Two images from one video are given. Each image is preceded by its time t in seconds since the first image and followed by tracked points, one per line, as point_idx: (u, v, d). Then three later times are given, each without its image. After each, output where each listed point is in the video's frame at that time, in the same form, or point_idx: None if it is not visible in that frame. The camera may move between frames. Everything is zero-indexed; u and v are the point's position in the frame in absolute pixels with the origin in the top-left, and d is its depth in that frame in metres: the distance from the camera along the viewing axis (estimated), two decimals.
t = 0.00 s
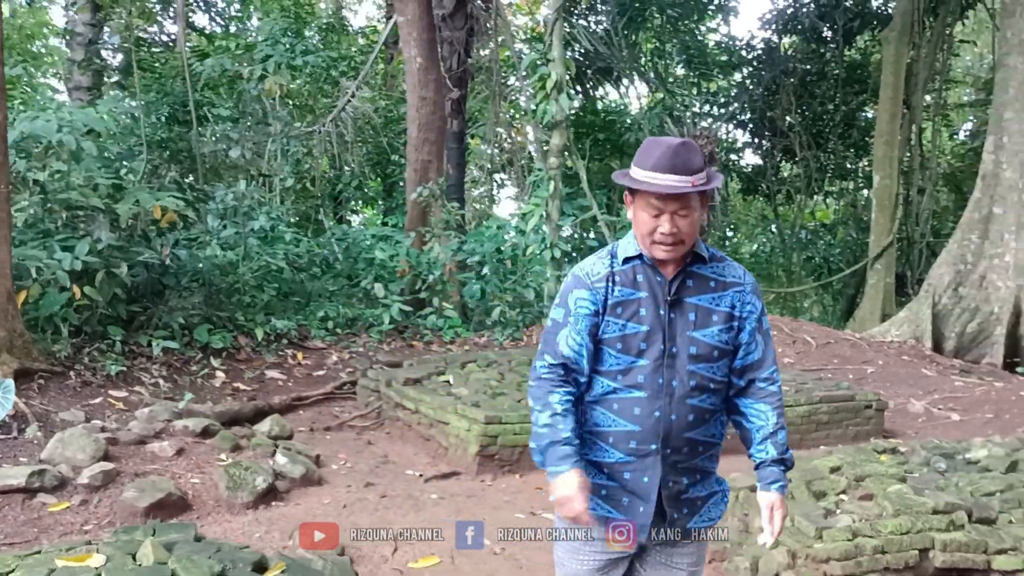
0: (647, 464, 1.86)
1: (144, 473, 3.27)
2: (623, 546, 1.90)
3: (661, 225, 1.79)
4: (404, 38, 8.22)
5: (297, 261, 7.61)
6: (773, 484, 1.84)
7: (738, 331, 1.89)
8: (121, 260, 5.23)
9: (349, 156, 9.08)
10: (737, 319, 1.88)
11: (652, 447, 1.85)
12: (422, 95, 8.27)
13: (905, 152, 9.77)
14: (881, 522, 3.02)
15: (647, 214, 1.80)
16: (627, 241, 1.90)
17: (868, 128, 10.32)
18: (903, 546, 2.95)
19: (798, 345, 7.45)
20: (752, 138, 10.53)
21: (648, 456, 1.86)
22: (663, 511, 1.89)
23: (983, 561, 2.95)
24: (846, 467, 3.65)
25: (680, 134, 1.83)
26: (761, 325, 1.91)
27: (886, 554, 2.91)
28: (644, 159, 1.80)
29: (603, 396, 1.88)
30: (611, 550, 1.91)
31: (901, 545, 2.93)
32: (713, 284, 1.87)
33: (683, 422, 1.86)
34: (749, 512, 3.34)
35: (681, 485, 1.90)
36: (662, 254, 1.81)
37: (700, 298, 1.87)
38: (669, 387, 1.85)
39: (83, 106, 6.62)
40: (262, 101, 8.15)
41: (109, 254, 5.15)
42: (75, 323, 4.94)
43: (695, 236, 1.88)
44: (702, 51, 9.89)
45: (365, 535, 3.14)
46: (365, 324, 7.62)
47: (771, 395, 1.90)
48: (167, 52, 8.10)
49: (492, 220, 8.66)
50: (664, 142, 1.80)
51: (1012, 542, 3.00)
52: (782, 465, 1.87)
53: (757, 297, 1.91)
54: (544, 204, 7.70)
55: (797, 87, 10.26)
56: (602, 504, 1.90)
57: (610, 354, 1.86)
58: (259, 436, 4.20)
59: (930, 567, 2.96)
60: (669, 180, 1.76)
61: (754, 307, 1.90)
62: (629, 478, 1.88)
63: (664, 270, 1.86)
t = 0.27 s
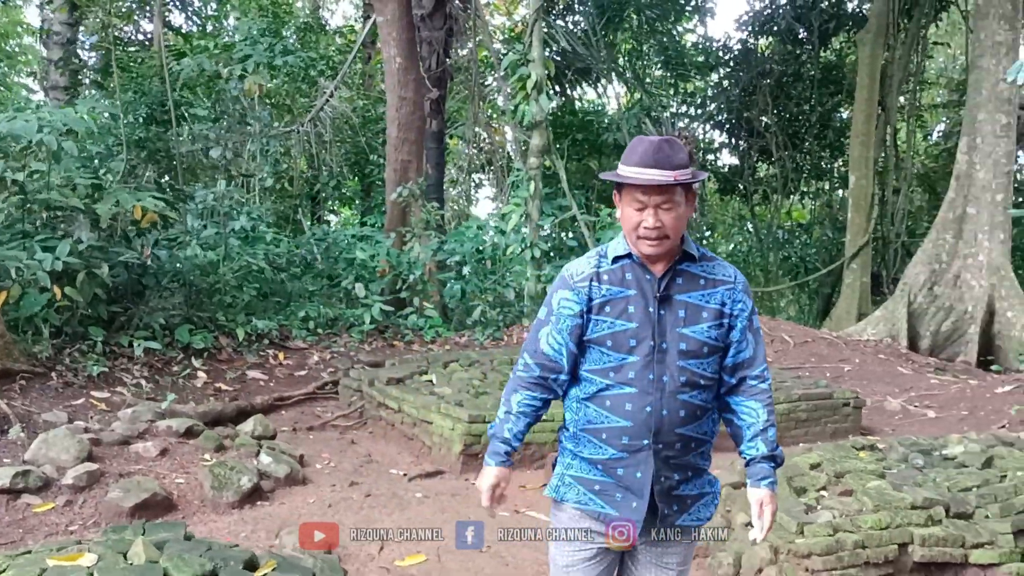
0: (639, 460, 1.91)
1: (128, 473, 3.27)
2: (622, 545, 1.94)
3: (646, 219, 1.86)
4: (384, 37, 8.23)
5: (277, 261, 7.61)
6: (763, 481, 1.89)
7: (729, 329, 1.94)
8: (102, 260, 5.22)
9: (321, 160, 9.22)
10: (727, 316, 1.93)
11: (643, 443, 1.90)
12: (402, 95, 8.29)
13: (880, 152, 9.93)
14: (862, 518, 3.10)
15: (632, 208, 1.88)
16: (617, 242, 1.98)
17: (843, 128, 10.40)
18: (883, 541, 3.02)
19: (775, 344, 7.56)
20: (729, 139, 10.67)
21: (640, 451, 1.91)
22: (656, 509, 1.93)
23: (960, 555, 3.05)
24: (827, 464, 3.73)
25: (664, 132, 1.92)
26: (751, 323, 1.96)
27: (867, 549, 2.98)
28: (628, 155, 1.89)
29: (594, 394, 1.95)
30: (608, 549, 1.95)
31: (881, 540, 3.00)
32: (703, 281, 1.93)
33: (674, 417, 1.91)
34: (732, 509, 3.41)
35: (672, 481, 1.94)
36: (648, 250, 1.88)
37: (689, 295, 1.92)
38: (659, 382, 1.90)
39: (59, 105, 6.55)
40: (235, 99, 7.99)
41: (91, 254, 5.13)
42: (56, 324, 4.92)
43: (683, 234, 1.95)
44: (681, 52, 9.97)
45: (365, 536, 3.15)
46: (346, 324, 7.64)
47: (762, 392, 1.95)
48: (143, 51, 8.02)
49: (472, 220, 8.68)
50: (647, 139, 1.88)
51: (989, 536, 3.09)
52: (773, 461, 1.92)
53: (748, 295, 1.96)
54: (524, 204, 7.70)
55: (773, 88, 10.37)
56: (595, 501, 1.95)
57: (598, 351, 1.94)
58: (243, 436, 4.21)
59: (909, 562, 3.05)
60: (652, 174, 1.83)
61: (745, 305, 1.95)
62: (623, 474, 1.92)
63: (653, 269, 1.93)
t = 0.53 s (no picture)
0: (630, 455, 1.95)
1: (122, 472, 3.29)
2: (621, 546, 2.00)
3: (627, 215, 1.93)
4: (368, 37, 8.24)
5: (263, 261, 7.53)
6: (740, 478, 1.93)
7: (715, 325, 1.98)
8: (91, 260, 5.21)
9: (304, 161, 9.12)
10: (712, 313, 1.97)
11: (633, 437, 1.95)
12: (387, 95, 8.31)
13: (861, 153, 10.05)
14: (847, 511, 3.17)
15: (614, 207, 1.95)
16: (604, 242, 2.04)
17: (823, 128, 10.60)
18: (868, 533, 3.10)
19: (759, 342, 7.64)
20: (710, 140, 10.76)
21: (630, 445, 1.95)
22: (647, 504, 1.97)
23: (942, 546, 3.15)
24: (812, 459, 3.81)
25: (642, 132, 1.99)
26: (737, 320, 1.99)
27: (852, 541, 3.05)
28: (608, 155, 1.96)
29: (585, 390, 2.01)
30: (607, 548, 2.01)
31: (866, 533, 3.08)
32: (688, 278, 1.98)
33: (662, 412, 1.95)
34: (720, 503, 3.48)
35: (661, 475, 1.98)
36: (631, 247, 1.94)
37: (674, 292, 1.97)
38: (646, 377, 1.95)
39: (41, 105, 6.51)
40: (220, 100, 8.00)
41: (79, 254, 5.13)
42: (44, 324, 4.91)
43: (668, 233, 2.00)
44: (664, 55, 9.92)
45: (366, 536, 3.15)
46: (333, 323, 7.66)
47: (746, 388, 1.98)
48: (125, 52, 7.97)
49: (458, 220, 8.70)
50: (625, 139, 1.96)
51: (969, 528, 3.21)
52: (752, 459, 1.96)
53: (734, 292, 1.99)
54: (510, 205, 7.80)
55: (754, 89, 10.46)
56: (588, 496, 2.00)
57: (587, 348, 2.01)
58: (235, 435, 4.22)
59: (892, 553, 3.13)
60: (630, 171, 1.90)
61: (731, 301, 1.99)
62: (614, 468, 1.97)
63: (639, 267, 1.99)
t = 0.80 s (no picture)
0: (620, 458, 1.97)
1: (116, 470, 3.30)
2: (623, 547, 1.99)
3: (601, 218, 1.96)
4: (354, 38, 8.29)
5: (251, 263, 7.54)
6: (724, 475, 1.96)
7: (692, 324, 2.02)
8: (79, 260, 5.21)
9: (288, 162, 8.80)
10: (689, 312, 2.01)
11: (622, 441, 1.96)
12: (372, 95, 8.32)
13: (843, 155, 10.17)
14: (833, 505, 3.24)
15: (587, 210, 1.98)
16: (578, 249, 2.06)
17: (803, 130, 10.78)
18: (854, 527, 3.16)
19: (742, 341, 7.73)
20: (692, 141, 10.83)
21: (620, 449, 1.96)
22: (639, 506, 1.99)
23: (926, 540, 3.22)
24: (798, 455, 3.87)
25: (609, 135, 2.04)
26: (714, 318, 2.03)
27: (838, 535, 3.11)
28: (578, 159, 2.00)
29: (569, 398, 2.01)
30: (611, 551, 2.00)
31: (851, 527, 3.14)
32: (665, 279, 2.01)
33: (649, 414, 1.97)
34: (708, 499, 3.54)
35: (648, 477, 2.00)
36: (607, 249, 1.97)
37: (651, 294, 2.00)
38: (631, 380, 1.97)
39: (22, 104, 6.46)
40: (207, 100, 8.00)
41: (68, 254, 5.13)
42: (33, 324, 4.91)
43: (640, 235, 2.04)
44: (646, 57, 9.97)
45: (362, 535, 3.18)
46: (320, 323, 7.65)
47: (727, 384, 2.02)
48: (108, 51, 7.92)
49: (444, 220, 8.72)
50: (594, 143, 2.01)
51: (952, 522, 3.28)
52: (736, 454, 1.98)
53: (709, 290, 2.04)
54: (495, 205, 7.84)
55: (736, 90, 10.63)
56: (579, 504, 1.99)
57: (569, 355, 2.01)
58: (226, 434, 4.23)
59: (877, 546, 3.20)
60: (602, 173, 1.95)
61: (707, 299, 2.02)
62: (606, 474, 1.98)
63: (614, 271, 2.02)
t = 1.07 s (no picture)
0: (593, 466, 1.84)
1: (108, 471, 3.30)
2: (624, 546, 1.88)
3: (561, 216, 1.86)
4: (338, 38, 8.25)
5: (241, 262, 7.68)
6: (705, 476, 1.81)
7: (662, 325, 1.90)
8: (66, 261, 5.20)
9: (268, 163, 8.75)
10: (658, 312, 1.90)
11: (593, 448, 1.83)
12: (356, 95, 8.34)
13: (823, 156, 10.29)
14: (820, 503, 3.30)
15: (546, 209, 1.88)
16: (539, 255, 1.96)
17: (783, 131, 10.90)
18: (840, 524, 3.23)
19: (725, 341, 7.82)
20: (671, 142, 10.92)
21: (591, 457, 1.83)
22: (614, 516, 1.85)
23: (910, 536, 3.30)
24: (784, 454, 3.94)
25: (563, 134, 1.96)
26: (684, 318, 1.91)
27: (825, 531, 3.18)
28: (533, 159, 1.91)
29: (536, 408, 1.89)
30: (609, 552, 1.87)
31: (838, 523, 3.21)
32: (630, 279, 1.90)
33: (620, 419, 1.85)
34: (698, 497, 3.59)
35: (624, 486, 1.87)
36: (568, 248, 1.87)
37: (617, 295, 1.89)
38: (600, 385, 1.85)
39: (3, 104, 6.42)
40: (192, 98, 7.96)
41: (55, 255, 5.11)
42: (20, 325, 4.88)
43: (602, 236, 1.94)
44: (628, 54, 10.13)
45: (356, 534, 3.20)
46: (306, 324, 7.63)
47: (702, 384, 1.89)
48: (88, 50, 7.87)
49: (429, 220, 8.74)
50: (549, 142, 1.92)
51: (935, 518, 3.35)
52: (716, 455, 1.83)
53: (676, 289, 1.93)
54: (481, 207, 7.96)
55: (716, 92, 10.65)
56: (552, 519, 1.86)
57: (535, 364, 1.89)
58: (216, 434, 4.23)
59: (863, 542, 3.27)
60: (559, 168, 1.85)
61: (675, 298, 1.91)
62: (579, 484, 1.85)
63: (578, 274, 1.91)
